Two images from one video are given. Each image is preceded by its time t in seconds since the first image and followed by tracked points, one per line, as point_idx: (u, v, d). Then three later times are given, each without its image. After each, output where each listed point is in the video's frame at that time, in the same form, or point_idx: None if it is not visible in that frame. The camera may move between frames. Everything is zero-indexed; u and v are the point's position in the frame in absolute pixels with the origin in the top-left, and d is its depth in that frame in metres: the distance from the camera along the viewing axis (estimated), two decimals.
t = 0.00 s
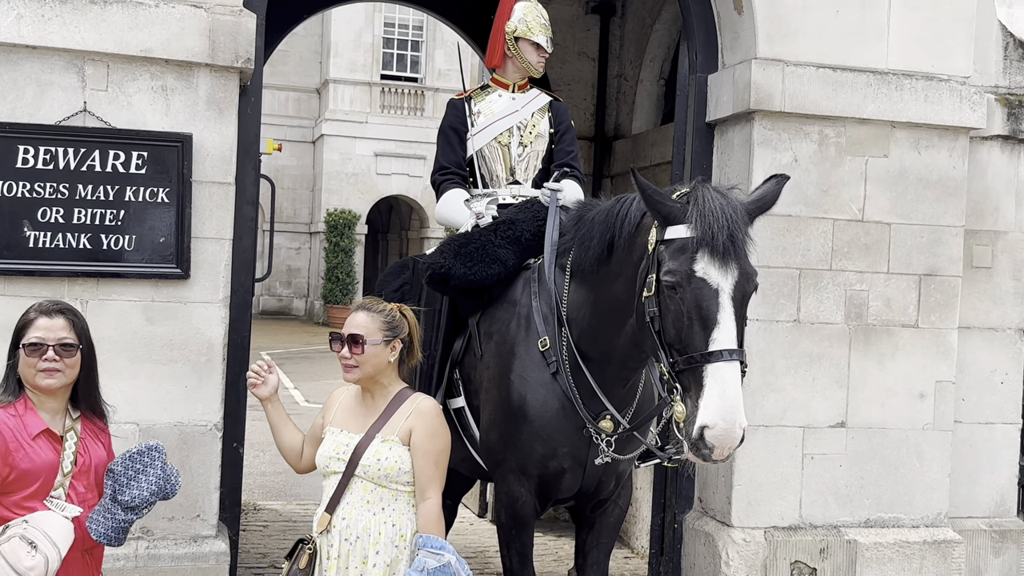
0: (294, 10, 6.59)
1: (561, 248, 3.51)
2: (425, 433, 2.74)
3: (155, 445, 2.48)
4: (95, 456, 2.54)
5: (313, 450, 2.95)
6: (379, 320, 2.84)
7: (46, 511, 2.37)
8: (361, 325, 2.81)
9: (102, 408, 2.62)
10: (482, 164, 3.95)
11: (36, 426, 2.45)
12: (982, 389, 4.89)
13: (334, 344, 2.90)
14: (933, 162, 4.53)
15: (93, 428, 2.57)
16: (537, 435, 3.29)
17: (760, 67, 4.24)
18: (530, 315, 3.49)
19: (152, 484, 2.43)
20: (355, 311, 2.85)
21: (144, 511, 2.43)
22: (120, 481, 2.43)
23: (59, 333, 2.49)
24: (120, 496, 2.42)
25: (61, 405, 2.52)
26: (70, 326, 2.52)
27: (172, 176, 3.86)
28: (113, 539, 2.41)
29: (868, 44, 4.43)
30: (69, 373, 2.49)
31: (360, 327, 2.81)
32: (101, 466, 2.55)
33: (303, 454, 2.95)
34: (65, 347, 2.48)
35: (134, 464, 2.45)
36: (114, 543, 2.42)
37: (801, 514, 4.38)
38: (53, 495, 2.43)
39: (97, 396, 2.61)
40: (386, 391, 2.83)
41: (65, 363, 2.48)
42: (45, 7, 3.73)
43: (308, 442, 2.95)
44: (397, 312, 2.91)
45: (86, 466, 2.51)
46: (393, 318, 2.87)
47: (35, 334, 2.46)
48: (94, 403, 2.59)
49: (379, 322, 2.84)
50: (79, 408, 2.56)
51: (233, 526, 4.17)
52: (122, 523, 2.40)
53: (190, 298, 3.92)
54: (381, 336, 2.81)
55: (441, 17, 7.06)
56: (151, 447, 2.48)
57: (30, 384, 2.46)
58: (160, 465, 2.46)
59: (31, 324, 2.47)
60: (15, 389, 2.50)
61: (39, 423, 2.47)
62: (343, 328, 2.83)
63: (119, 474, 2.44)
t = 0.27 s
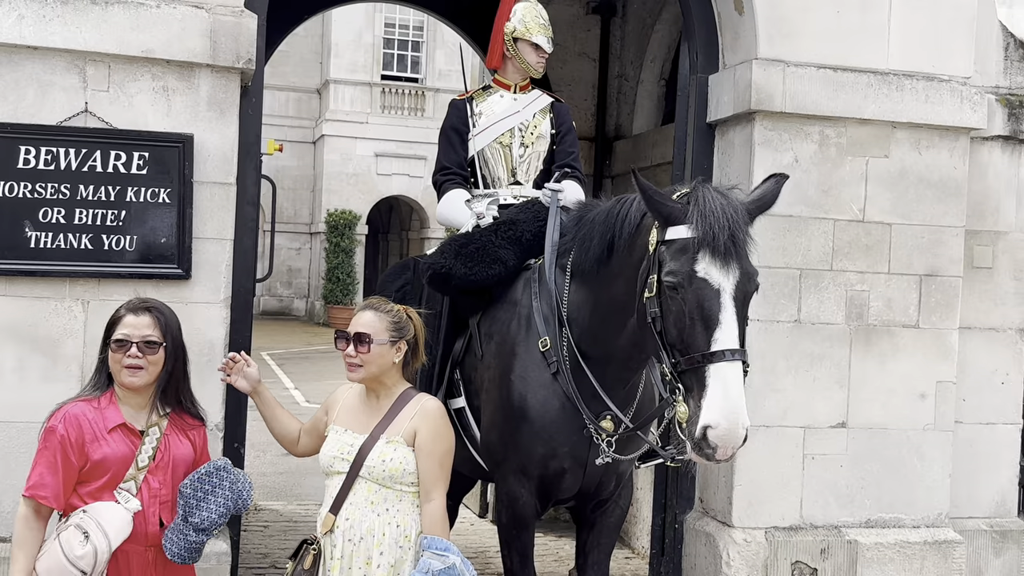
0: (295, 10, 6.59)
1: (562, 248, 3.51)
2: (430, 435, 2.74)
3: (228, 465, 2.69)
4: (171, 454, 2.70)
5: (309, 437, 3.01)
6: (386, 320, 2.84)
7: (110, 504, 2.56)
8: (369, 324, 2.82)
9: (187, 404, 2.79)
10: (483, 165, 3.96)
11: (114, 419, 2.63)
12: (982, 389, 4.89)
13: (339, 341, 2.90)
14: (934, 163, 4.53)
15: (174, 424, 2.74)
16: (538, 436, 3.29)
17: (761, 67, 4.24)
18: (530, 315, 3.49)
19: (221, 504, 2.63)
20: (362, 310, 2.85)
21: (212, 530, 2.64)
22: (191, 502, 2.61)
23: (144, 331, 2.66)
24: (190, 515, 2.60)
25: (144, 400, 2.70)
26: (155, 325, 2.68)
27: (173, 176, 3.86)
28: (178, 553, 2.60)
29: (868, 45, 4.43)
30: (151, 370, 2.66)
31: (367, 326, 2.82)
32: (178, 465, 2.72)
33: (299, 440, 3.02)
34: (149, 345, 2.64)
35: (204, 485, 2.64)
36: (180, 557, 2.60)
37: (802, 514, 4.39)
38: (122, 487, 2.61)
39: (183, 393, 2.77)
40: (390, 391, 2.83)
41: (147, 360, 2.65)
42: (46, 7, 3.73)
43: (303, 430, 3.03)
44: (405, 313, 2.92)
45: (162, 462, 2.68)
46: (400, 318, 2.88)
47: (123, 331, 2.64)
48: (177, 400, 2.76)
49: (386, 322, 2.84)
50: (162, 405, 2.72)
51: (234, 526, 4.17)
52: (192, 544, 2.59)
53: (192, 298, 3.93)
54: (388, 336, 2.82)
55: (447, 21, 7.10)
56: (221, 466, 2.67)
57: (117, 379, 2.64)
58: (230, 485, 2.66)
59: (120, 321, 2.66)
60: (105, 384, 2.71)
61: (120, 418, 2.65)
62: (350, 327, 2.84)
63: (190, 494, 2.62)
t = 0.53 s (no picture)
0: (297, 11, 6.59)
1: (564, 248, 3.51)
2: (435, 434, 2.74)
3: (281, 476, 2.61)
4: (229, 452, 2.74)
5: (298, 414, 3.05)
6: (392, 320, 2.85)
7: (161, 497, 2.63)
8: (374, 323, 2.82)
9: (256, 405, 2.84)
10: (487, 165, 3.97)
11: (175, 415, 2.73)
12: (986, 389, 4.89)
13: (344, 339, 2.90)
14: (937, 163, 4.53)
15: (239, 424, 2.79)
16: (541, 436, 3.29)
17: (764, 67, 4.24)
18: (533, 315, 3.49)
19: (273, 517, 2.58)
20: (368, 308, 2.85)
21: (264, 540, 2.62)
22: (245, 514, 2.58)
23: (209, 330, 2.74)
24: (244, 525, 2.59)
25: (211, 398, 2.79)
26: (221, 324, 2.77)
27: (176, 176, 3.87)
28: (234, 558, 2.62)
29: (871, 44, 4.43)
30: (216, 368, 2.74)
31: (373, 324, 2.82)
32: (236, 464, 2.74)
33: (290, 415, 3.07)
34: (213, 343, 2.73)
35: (255, 497, 2.59)
36: (234, 562, 2.62)
37: (805, 514, 4.38)
38: (177, 482, 2.68)
39: (251, 394, 2.83)
40: (392, 390, 2.84)
41: (212, 359, 2.72)
42: (50, 8, 3.74)
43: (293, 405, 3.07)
44: (411, 315, 2.92)
45: (219, 460, 2.72)
46: (406, 319, 2.88)
47: (189, 330, 2.74)
48: (245, 400, 2.81)
49: (392, 322, 2.84)
50: (228, 404, 2.79)
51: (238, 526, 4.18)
52: (244, 552, 2.61)
53: (195, 298, 3.93)
54: (393, 335, 2.82)
55: (449, 21, 7.11)
56: (273, 477, 2.60)
57: (185, 375, 2.74)
58: (282, 497, 2.60)
59: (188, 320, 2.76)
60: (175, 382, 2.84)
61: (184, 414, 2.75)
62: (355, 325, 2.83)
63: (243, 506, 2.59)
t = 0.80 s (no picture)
0: (302, 11, 6.59)
1: (570, 248, 3.50)
2: (437, 434, 2.74)
3: (299, 479, 2.62)
4: (251, 451, 2.76)
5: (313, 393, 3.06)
6: (398, 319, 2.85)
7: (180, 489, 2.69)
8: (380, 322, 2.81)
9: (286, 406, 2.86)
10: (493, 164, 3.96)
11: (204, 411, 2.80)
12: (992, 390, 4.88)
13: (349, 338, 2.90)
14: (943, 162, 4.52)
15: (266, 424, 2.81)
16: (546, 436, 3.29)
17: (770, 67, 4.23)
18: (539, 315, 3.49)
19: (285, 519, 2.60)
20: (374, 308, 2.85)
21: (275, 543, 2.62)
22: (259, 513, 2.61)
23: (241, 329, 2.80)
24: (257, 525, 2.61)
25: (242, 396, 2.84)
26: (253, 323, 2.83)
27: (181, 176, 3.87)
28: (244, 558, 2.62)
29: (877, 44, 4.42)
30: (246, 366, 2.79)
31: (379, 323, 2.82)
32: (257, 463, 2.76)
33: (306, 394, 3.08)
34: (244, 342, 2.78)
35: (271, 497, 2.61)
36: (244, 562, 2.62)
37: (811, 514, 4.37)
38: (198, 475, 2.73)
39: (282, 395, 2.85)
40: (395, 390, 2.84)
41: (242, 357, 2.78)
42: (55, 7, 3.74)
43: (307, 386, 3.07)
44: (417, 316, 2.92)
45: (241, 458, 2.75)
46: (411, 319, 2.88)
47: (222, 328, 2.81)
48: (276, 400, 2.84)
49: (397, 321, 2.84)
50: (258, 403, 2.83)
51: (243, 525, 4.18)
52: (252, 553, 2.60)
53: (200, 298, 3.93)
54: (399, 334, 2.82)
55: (454, 21, 7.11)
56: (289, 480, 2.62)
57: (218, 372, 2.81)
58: (297, 500, 2.61)
59: (223, 319, 2.84)
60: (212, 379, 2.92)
61: (214, 411, 2.82)
62: (360, 324, 2.83)
63: (258, 505, 2.61)
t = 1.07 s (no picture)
0: (309, 12, 6.59)
1: (576, 249, 3.50)
2: (439, 435, 2.73)
3: (308, 475, 2.63)
4: (268, 448, 2.76)
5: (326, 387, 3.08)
6: (404, 321, 2.84)
7: (195, 485, 2.70)
8: (386, 324, 2.81)
9: (304, 405, 2.86)
10: (501, 164, 3.97)
11: (222, 408, 2.82)
12: (1000, 390, 4.86)
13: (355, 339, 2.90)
14: (951, 162, 4.51)
15: (284, 422, 2.81)
16: (553, 436, 3.28)
17: (777, 67, 4.22)
18: (546, 315, 3.49)
19: (291, 513, 2.60)
20: (379, 309, 2.85)
21: (282, 537, 2.63)
22: (266, 507, 2.62)
23: (259, 328, 2.81)
24: (264, 518, 2.62)
25: (260, 395, 2.85)
26: (271, 323, 2.84)
27: (189, 177, 3.87)
28: (251, 550, 2.64)
29: (885, 43, 4.41)
30: (265, 365, 2.80)
31: (385, 325, 2.81)
32: (274, 461, 2.75)
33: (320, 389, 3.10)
34: (261, 341, 2.79)
35: (279, 492, 2.62)
36: (252, 555, 2.65)
37: (818, 515, 4.37)
38: (214, 472, 2.74)
39: (300, 394, 2.86)
40: (400, 391, 2.83)
41: (261, 357, 2.79)
42: (63, 8, 3.74)
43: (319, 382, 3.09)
44: (422, 317, 2.91)
45: (258, 455, 2.75)
46: (418, 321, 2.88)
47: (240, 328, 2.81)
48: (294, 399, 2.84)
49: (404, 323, 2.84)
50: (277, 402, 2.84)
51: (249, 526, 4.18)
52: (260, 546, 2.62)
53: (207, 299, 3.94)
54: (405, 336, 2.82)
55: (461, 21, 7.12)
56: (298, 475, 2.63)
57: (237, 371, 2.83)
58: (304, 495, 2.61)
59: (241, 318, 2.84)
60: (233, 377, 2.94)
61: (232, 408, 2.83)
62: (367, 325, 2.83)
63: (266, 498, 2.63)
